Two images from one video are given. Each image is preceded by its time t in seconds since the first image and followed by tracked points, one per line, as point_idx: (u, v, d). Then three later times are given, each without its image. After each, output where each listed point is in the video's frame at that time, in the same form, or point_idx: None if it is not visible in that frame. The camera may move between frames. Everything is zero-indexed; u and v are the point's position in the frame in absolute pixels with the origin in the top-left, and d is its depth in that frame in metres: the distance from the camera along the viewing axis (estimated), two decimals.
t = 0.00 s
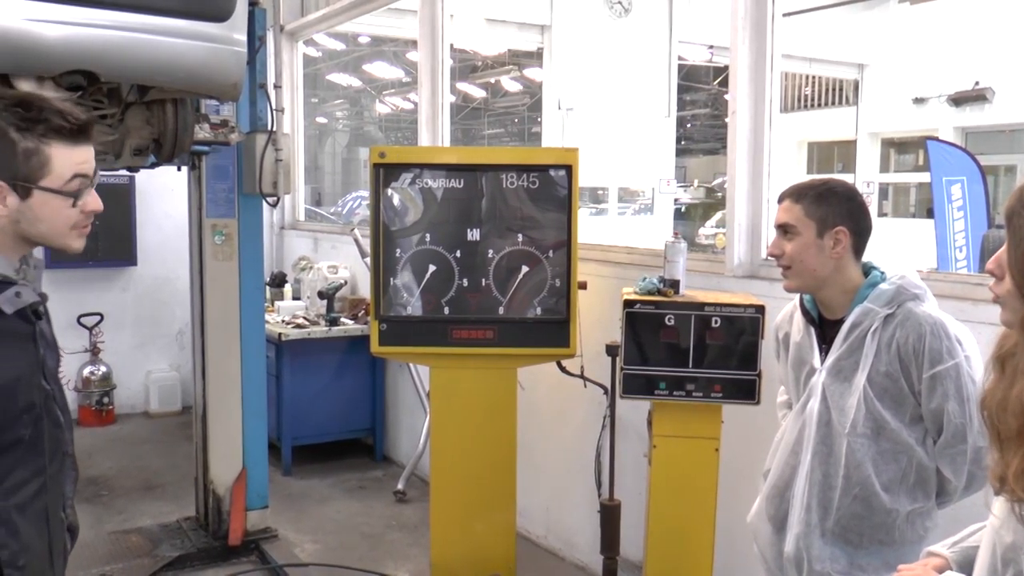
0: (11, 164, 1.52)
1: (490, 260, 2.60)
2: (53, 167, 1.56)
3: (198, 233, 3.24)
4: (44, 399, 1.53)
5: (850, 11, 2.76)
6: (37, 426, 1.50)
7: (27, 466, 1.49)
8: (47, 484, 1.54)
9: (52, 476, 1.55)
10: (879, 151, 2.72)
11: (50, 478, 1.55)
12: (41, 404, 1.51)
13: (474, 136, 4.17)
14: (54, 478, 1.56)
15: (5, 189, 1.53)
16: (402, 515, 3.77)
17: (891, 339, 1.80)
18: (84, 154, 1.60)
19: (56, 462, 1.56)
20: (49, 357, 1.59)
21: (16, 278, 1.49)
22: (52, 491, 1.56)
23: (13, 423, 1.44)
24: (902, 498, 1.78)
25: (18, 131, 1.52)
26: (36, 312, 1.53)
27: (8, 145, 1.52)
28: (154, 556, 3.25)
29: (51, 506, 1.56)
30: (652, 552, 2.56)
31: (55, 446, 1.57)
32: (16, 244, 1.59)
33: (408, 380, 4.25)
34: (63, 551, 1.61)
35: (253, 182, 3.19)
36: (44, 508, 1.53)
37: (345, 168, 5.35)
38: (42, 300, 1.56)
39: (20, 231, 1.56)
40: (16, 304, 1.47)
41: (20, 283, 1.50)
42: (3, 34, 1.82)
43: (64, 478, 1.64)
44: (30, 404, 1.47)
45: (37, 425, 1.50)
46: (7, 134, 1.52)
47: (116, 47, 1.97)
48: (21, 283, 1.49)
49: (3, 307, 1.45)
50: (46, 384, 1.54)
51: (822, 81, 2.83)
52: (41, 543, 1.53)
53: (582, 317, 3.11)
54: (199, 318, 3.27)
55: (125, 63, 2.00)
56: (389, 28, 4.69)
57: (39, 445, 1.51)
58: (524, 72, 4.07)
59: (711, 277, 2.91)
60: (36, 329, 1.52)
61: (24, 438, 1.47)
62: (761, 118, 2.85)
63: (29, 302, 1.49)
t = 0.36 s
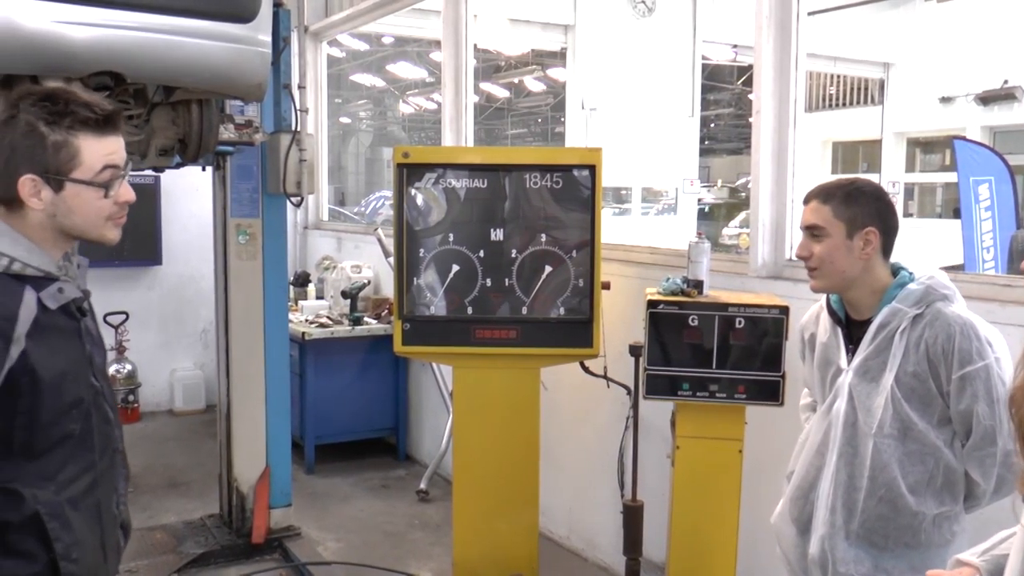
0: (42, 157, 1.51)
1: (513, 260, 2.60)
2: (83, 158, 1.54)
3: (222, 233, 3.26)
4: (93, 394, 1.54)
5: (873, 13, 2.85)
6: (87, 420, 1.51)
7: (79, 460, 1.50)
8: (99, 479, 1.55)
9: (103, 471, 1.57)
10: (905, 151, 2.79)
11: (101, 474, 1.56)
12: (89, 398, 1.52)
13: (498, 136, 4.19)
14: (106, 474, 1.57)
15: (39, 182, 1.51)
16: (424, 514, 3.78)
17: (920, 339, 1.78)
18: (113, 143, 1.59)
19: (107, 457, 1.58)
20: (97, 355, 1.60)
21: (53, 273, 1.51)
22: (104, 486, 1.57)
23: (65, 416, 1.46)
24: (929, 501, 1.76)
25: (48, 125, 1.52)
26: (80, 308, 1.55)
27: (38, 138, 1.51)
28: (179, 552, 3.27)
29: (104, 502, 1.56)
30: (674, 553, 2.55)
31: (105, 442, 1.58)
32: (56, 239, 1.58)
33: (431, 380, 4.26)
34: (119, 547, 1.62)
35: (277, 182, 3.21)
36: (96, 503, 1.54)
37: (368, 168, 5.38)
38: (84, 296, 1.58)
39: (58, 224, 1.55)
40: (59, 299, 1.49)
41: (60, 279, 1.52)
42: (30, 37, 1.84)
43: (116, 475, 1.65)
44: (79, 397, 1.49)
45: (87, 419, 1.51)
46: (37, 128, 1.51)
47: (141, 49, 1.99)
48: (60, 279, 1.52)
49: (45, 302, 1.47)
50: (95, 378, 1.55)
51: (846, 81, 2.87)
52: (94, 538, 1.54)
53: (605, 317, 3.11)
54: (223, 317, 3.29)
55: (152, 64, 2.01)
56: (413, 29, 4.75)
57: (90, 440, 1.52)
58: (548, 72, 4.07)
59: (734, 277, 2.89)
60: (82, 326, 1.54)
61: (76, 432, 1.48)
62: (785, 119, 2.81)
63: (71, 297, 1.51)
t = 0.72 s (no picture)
0: (120, 155, 1.52)
1: (561, 260, 2.59)
2: (160, 155, 1.54)
3: (272, 233, 3.30)
4: (166, 394, 1.56)
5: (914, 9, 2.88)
6: (159, 419, 1.53)
7: (148, 459, 1.51)
8: (168, 477, 1.56)
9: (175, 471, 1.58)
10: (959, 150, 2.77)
11: (172, 472, 1.57)
12: (161, 396, 1.54)
13: (544, 136, 4.10)
14: (177, 473, 1.58)
15: (120, 181, 1.52)
16: (471, 513, 3.79)
17: (975, 344, 1.73)
18: (187, 137, 1.59)
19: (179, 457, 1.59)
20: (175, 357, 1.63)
21: (124, 268, 1.51)
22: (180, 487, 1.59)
23: (135, 410, 1.48)
24: (983, 510, 1.72)
25: (123, 124, 1.53)
26: (159, 311, 1.57)
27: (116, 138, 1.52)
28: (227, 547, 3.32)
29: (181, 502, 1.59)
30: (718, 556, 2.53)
31: (179, 441, 1.59)
32: (140, 234, 1.60)
33: (478, 380, 4.28)
34: (193, 548, 1.63)
35: (326, 182, 3.24)
36: (165, 500, 1.55)
37: (416, 168, 5.42)
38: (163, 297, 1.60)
39: (140, 219, 1.57)
40: (129, 294, 1.49)
41: (133, 276, 1.53)
42: (85, 42, 1.90)
43: (193, 476, 1.67)
44: (148, 393, 1.51)
45: (158, 417, 1.53)
46: (117, 128, 1.52)
47: (194, 52, 2.02)
48: (133, 275, 1.52)
49: (114, 295, 1.48)
50: (170, 379, 1.57)
51: (899, 78, 2.84)
52: (160, 534, 1.55)
53: (653, 317, 3.09)
54: (272, 316, 3.34)
55: (203, 66, 2.05)
56: (462, 30, 4.79)
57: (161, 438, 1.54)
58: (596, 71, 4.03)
59: (783, 278, 2.85)
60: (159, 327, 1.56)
61: (145, 428, 1.50)
62: (836, 116, 2.75)
63: (140, 294, 1.51)
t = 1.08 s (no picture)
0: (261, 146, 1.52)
1: (603, 260, 2.59)
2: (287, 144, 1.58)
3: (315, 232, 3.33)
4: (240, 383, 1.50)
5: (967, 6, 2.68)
6: (229, 405, 1.47)
7: (210, 445, 1.43)
8: (230, 466, 1.49)
9: (236, 460, 1.50)
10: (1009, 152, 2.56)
11: (233, 459, 1.50)
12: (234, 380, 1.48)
13: (587, 136, 4.16)
14: (239, 464, 1.51)
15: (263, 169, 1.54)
16: (511, 513, 3.80)
17: None
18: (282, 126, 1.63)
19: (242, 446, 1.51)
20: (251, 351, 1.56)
21: (212, 246, 1.47)
22: (240, 481, 1.52)
23: (207, 390, 1.42)
24: None
25: (257, 113, 1.50)
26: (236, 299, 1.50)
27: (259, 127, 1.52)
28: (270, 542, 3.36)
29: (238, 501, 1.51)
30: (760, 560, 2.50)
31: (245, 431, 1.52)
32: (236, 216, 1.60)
33: (519, 379, 4.29)
34: (246, 551, 1.53)
35: (369, 181, 3.28)
36: (226, 487, 1.47)
37: (458, 168, 5.45)
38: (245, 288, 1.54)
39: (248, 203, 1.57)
40: (213, 272, 1.44)
41: (217, 256, 1.48)
42: (134, 44, 1.94)
43: (253, 473, 1.58)
44: (220, 374, 1.44)
45: (227, 402, 1.46)
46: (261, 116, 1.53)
47: (241, 53, 2.05)
48: (218, 255, 1.48)
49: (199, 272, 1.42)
50: (241, 365, 1.51)
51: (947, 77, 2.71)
52: (216, 524, 1.47)
53: (696, 318, 3.07)
54: (314, 315, 3.37)
55: (250, 67, 2.07)
56: (505, 30, 4.82)
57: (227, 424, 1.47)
58: (639, 71, 4.07)
59: (827, 279, 2.81)
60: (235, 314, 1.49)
61: (213, 411, 1.43)
62: (882, 113, 2.71)
63: (222, 274, 1.46)
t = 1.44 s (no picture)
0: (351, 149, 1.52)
1: (633, 261, 2.58)
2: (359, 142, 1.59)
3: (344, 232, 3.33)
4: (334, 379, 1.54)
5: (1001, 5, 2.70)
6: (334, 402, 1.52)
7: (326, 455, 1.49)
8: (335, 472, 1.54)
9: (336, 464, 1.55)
10: None
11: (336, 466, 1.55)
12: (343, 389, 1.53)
13: (617, 135, 4.18)
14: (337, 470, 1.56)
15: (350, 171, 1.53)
16: (540, 513, 3.80)
17: None
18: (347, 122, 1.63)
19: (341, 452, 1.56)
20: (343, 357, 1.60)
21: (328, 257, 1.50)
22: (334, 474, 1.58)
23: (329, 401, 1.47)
24: None
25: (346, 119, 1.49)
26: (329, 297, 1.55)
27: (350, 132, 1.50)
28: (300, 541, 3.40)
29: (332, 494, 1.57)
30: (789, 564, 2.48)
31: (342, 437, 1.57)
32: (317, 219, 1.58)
33: (548, 379, 4.29)
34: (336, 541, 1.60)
35: (399, 182, 3.31)
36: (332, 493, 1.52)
37: (489, 168, 5.47)
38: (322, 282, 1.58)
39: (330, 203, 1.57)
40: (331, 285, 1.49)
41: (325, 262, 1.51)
42: (168, 45, 1.96)
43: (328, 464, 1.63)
44: (334, 382, 1.50)
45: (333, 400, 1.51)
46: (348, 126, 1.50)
47: (274, 54, 2.07)
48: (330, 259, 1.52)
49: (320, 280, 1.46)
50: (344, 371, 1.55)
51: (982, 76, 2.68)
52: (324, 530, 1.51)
53: (725, 319, 3.05)
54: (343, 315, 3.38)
55: (283, 68, 2.09)
56: (536, 30, 4.84)
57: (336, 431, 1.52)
58: (668, 70, 4.22)
59: (858, 280, 2.78)
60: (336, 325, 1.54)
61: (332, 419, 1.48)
62: (915, 113, 2.66)
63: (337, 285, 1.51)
